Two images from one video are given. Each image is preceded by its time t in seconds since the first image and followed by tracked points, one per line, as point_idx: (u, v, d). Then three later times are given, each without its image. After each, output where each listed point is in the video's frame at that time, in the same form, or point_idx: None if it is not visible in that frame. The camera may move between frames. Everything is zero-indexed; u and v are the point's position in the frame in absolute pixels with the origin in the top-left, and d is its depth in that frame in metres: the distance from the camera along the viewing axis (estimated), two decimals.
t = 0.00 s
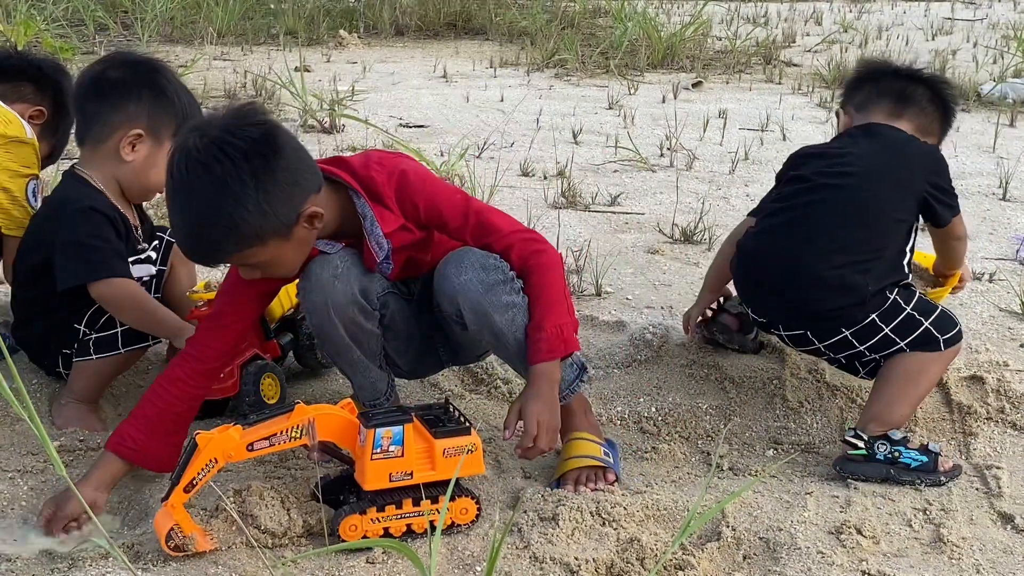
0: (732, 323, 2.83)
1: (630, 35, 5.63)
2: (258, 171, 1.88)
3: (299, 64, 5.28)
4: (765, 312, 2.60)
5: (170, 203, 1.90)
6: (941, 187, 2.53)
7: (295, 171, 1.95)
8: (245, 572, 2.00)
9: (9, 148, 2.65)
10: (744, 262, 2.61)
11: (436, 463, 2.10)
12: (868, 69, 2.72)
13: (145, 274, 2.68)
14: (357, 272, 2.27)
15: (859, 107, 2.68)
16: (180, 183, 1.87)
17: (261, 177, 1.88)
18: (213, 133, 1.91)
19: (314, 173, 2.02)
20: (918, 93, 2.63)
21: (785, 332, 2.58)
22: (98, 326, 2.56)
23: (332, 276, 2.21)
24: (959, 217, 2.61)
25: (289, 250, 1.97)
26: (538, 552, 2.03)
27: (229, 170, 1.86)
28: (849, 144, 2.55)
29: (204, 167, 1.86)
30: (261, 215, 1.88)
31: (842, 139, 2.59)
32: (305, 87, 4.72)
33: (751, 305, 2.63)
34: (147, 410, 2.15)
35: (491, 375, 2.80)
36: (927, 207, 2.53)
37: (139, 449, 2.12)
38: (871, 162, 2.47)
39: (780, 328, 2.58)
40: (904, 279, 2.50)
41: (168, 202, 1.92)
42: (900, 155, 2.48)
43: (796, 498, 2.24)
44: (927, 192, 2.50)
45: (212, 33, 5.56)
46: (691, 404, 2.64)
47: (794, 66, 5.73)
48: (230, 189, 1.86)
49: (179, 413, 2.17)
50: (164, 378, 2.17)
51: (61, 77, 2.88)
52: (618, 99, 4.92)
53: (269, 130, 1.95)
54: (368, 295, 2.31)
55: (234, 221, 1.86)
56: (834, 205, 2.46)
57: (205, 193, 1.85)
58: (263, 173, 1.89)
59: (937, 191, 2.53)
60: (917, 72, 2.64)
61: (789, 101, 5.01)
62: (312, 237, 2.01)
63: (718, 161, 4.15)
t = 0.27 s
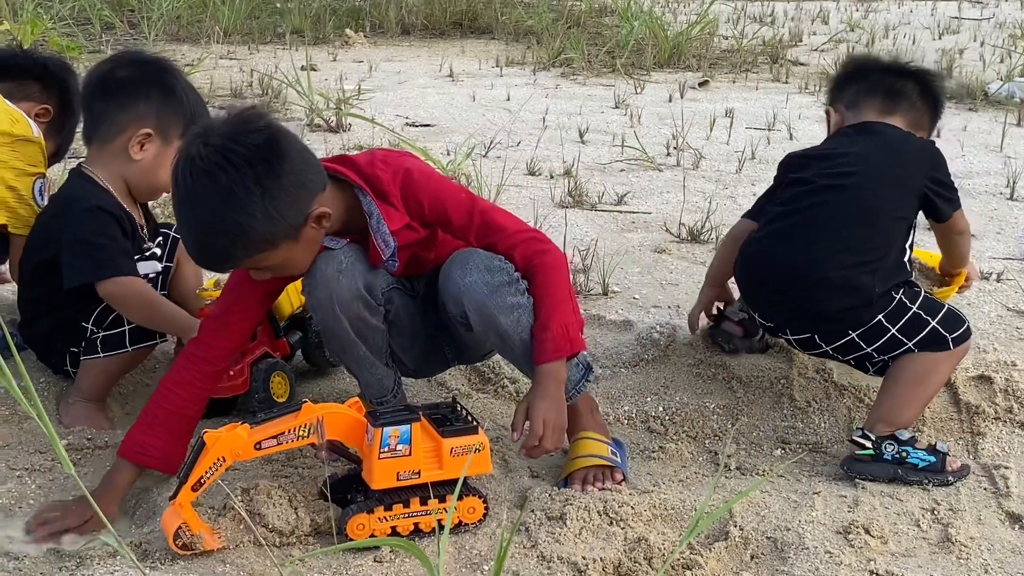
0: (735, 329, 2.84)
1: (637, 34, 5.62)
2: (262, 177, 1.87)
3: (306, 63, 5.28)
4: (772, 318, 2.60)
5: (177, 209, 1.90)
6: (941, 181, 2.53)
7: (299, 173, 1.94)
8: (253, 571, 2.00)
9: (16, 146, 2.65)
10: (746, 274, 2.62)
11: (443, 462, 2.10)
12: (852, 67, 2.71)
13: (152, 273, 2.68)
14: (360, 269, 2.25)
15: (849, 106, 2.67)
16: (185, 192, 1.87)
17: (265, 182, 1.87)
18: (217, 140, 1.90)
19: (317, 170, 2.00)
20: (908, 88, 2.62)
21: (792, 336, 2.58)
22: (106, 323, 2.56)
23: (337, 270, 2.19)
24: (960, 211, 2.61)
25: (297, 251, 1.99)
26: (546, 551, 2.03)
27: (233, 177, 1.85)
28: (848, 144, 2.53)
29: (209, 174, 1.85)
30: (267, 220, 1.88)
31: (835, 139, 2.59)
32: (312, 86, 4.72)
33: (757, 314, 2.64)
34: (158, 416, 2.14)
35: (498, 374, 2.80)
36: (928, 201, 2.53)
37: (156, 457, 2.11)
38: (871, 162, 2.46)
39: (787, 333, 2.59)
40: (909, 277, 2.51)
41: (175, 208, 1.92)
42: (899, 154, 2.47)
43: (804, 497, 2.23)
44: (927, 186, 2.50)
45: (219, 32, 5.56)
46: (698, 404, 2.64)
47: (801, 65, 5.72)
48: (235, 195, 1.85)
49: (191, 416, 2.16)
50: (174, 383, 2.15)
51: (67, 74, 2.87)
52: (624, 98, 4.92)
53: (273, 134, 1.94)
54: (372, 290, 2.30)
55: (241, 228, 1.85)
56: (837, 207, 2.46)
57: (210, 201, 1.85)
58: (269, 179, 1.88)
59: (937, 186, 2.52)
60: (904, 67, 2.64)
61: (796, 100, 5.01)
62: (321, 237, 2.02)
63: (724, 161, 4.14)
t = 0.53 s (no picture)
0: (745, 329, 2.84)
1: (646, 33, 5.62)
2: (271, 169, 1.88)
3: (315, 62, 5.28)
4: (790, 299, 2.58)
5: (189, 204, 1.91)
6: (958, 168, 2.52)
7: (309, 165, 1.95)
8: (265, 570, 2.00)
9: (27, 145, 2.66)
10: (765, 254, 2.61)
11: (455, 461, 2.10)
12: (861, 57, 2.71)
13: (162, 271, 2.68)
14: (367, 262, 2.25)
15: (860, 99, 2.68)
16: (194, 184, 1.88)
17: (275, 173, 1.89)
18: (224, 131, 1.91)
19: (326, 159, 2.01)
20: (916, 75, 2.62)
21: (809, 319, 2.57)
22: (116, 321, 2.56)
23: (344, 263, 2.19)
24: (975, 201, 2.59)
25: (309, 241, 2.00)
26: (558, 551, 2.03)
27: (243, 168, 1.87)
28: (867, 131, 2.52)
29: (217, 167, 1.86)
30: (277, 209, 1.89)
31: (850, 127, 2.58)
32: (321, 84, 4.72)
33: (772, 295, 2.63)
34: (168, 412, 2.13)
35: (509, 373, 2.81)
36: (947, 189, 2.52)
37: (167, 453, 2.11)
38: (890, 148, 2.46)
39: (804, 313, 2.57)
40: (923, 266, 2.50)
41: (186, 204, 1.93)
42: (920, 144, 2.47)
43: (817, 497, 2.23)
44: (946, 172, 2.49)
45: (228, 31, 5.56)
46: (710, 404, 2.64)
47: (810, 64, 5.71)
48: (244, 185, 1.86)
49: (202, 411, 2.16)
50: (183, 379, 2.15)
51: (77, 73, 2.87)
52: (633, 97, 4.92)
53: (281, 124, 1.95)
54: (380, 282, 2.30)
55: (252, 219, 1.86)
56: (855, 189, 2.44)
57: (221, 194, 1.86)
58: (278, 168, 1.89)
59: (955, 172, 2.51)
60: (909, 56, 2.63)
61: (805, 99, 5.00)
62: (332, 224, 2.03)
63: (734, 160, 4.14)
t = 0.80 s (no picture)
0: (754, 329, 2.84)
1: (654, 32, 5.62)
2: (288, 132, 1.91)
3: (324, 62, 5.29)
4: (801, 271, 2.55)
5: (205, 174, 1.93)
6: (968, 155, 2.51)
7: (324, 133, 1.98)
8: (276, 569, 2.00)
9: (38, 144, 2.67)
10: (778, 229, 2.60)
11: (465, 461, 2.09)
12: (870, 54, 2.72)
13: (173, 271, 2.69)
14: (371, 253, 2.25)
15: (867, 96, 2.68)
16: (211, 151, 1.91)
17: (292, 138, 1.92)
18: (241, 102, 1.95)
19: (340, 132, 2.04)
20: (923, 73, 2.62)
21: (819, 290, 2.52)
22: (127, 321, 2.57)
23: (346, 255, 2.21)
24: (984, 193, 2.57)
25: (325, 215, 2.00)
26: (568, 550, 2.03)
27: (260, 133, 1.90)
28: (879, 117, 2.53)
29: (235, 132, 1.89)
30: (294, 175, 1.90)
31: (861, 118, 2.58)
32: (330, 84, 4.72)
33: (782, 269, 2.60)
34: (182, 400, 2.15)
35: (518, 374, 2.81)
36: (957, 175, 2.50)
37: (181, 439, 2.13)
38: (907, 130, 2.46)
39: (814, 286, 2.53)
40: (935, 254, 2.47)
41: (202, 176, 1.95)
42: (936, 130, 2.48)
43: (827, 497, 2.22)
44: (956, 158, 2.48)
45: (237, 31, 5.56)
46: (720, 404, 2.64)
47: (819, 63, 5.70)
48: (262, 150, 1.88)
49: (214, 398, 2.17)
50: (195, 367, 2.16)
51: (87, 74, 2.88)
52: (642, 97, 4.91)
53: (296, 96, 1.99)
54: (383, 275, 2.30)
55: (270, 182, 1.88)
56: (871, 164, 2.45)
57: (239, 158, 1.88)
58: (294, 135, 1.92)
59: (965, 158, 2.50)
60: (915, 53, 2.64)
61: (814, 99, 4.99)
62: (346, 200, 2.04)
63: (743, 159, 4.13)
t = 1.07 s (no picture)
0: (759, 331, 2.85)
1: (662, 33, 5.62)
2: (314, 120, 1.94)
3: (332, 63, 5.30)
4: (807, 251, 2.54)
5: (231, 161, 1.96)
6: (971, 149, 2.51)
7: (348, 121, 2.01)
8: (285, 569, 2.01)
9: (48, 145, 2.69)
10: (788, 212, 2.60)
11: (474, 461, 2.09)
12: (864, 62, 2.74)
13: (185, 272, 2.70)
14: (381, 249, 2.27)
15: (865, 100, 2.69)
16: (239, 138, 1.93)
17: (318, 125, 1.95)
18: (267, 91, 1.98)
19: (362, 122, 2.07)
20: (920, 78, 2.64)
21: (826, 271, 2.50)
22: (138, 322, 2.57)
23: (356, 249, 2.23)
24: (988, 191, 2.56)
25: (348, 204, 2.02)
26: (577, 551, 2.03)
27: (287, 120, 1.93)
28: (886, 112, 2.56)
29: (263, 120, 1.91)
30: (323, 162, 1.94)
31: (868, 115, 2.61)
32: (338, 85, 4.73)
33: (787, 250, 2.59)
34: (194, 384, 2.17)
35: (526, 375, 2.81)
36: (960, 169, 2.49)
37: (193, 424, 2.15)
38: (916, 124, 2.49)
39: (821, 267, 2.51)
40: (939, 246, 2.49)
41: (228, 163, 1.97)
42: (941, 126, 2.48)
43: (835, 498, 2.22)
44: (961, 152, 2.48)
45: (246, 31, 5.58)
46: (728, 404, 2.64)
47: (827, 64, 5.69)
48: (290, 137, 1.92)
49: (225, 385, 2.20)
50: (209, 352, 2.19)
51: (98, 75, 2.88)
52: (649, 97, 4.91)
53: (322, 86, 2.02)
54: (393, 271, 2.31)
55: (297, 168, 1.91)
56: (879, 151, 2.47)
57: (265, 144, 1.91)
58: (321, 124, 1.95)
59: (969, 154, 2.50)
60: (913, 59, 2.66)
61: (822, 99, 4.98)
62: (368, 191, 2.06)
63: (751, 160, 4.13)
